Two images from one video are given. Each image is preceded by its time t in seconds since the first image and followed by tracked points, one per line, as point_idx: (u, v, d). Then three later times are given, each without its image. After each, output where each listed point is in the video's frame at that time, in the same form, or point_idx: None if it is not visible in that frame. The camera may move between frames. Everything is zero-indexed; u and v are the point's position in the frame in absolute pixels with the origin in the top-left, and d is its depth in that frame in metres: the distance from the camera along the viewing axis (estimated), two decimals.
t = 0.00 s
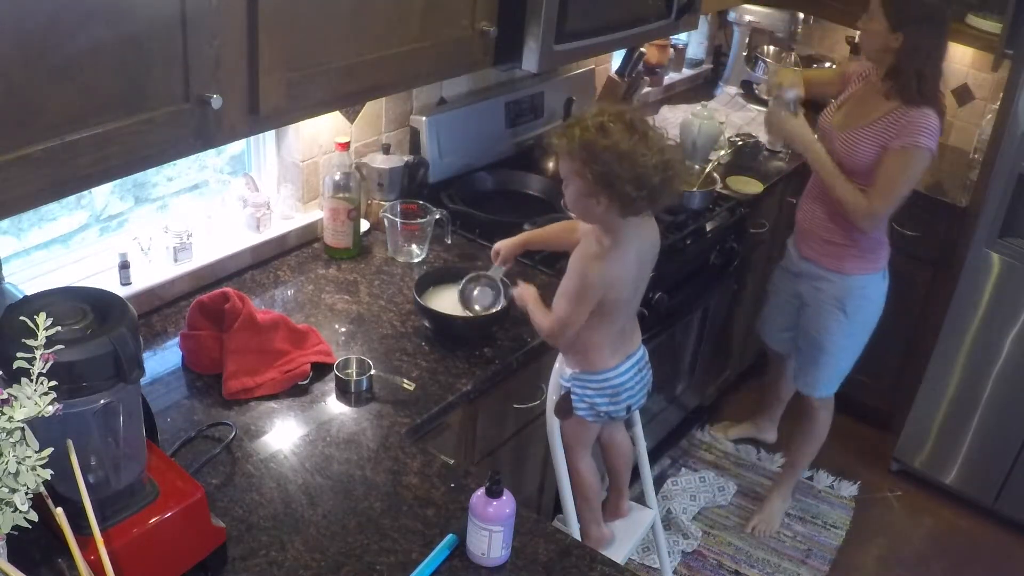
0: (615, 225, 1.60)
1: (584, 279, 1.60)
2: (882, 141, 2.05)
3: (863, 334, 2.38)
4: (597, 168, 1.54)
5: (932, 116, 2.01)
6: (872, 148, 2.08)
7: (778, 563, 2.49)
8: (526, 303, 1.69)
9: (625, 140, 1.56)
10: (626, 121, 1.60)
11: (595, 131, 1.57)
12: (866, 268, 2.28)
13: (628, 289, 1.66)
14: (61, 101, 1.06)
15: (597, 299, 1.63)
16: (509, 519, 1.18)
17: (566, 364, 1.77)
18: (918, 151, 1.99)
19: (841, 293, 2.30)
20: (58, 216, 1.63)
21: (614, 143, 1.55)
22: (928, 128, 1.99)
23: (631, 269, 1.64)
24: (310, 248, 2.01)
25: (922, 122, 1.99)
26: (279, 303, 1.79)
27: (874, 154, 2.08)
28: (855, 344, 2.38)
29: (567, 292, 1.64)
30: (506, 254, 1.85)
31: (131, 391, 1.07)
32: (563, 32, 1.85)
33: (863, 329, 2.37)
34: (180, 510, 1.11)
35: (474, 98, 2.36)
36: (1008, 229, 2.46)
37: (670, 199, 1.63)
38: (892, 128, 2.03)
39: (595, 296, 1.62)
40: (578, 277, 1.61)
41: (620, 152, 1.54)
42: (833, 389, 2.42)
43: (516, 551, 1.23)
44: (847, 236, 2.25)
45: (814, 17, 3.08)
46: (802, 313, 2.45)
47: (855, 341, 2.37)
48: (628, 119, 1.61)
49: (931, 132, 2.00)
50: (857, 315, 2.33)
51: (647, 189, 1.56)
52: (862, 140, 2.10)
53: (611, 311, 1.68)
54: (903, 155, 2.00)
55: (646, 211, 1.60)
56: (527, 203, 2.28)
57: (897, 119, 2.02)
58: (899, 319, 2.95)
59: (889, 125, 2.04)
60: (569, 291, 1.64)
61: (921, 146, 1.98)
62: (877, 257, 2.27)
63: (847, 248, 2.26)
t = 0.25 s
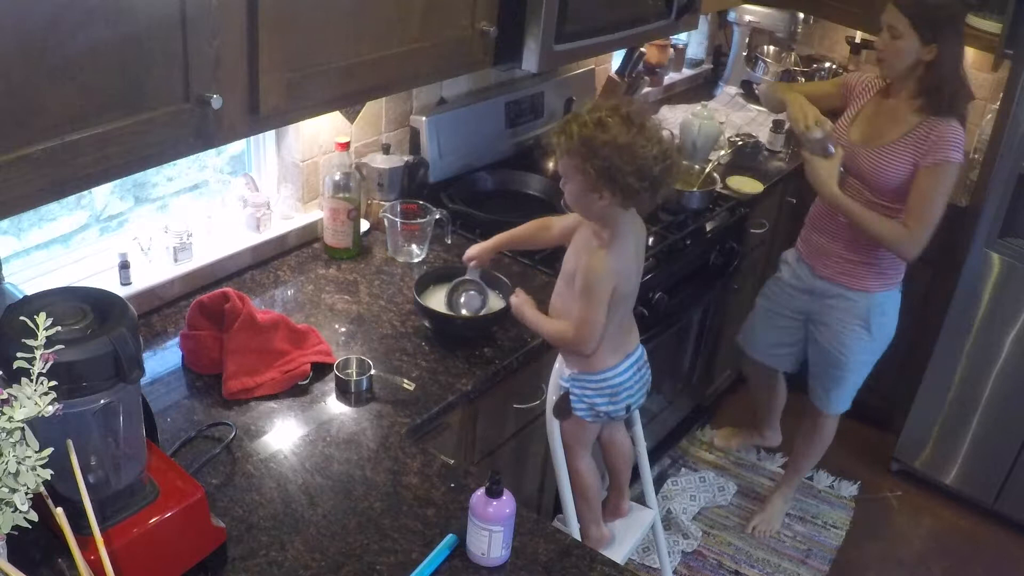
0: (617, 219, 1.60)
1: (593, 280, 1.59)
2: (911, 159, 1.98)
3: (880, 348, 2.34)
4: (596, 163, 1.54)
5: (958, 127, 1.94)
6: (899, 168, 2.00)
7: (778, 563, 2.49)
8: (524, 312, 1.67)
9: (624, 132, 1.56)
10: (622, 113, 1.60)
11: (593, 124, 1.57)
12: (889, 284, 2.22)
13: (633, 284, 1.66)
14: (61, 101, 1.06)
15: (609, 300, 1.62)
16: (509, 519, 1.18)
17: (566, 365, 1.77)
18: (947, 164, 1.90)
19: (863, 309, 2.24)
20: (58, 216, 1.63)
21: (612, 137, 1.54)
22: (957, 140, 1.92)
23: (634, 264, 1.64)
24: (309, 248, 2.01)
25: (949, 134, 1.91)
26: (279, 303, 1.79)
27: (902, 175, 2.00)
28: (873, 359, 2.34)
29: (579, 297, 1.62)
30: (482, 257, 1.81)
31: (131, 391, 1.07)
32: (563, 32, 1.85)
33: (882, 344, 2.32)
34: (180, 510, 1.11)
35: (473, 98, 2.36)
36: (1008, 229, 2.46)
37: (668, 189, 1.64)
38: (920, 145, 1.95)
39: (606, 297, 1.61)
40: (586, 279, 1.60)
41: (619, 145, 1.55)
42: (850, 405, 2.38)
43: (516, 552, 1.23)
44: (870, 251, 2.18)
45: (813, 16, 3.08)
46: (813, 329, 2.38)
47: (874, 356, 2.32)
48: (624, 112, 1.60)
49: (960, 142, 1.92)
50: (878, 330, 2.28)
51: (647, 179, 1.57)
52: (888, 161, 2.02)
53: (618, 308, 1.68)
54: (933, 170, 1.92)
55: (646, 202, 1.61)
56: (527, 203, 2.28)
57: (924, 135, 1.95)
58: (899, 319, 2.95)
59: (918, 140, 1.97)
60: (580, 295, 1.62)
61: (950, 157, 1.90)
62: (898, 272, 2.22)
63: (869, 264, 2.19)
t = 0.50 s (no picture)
0: (611, 210, 1.60)
1: (592, 275, 1.59)
2: (923, 172, 1.96)
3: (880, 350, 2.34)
4: (590, 156, 1.54)
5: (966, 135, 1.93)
6: (912, 181, 1.98)
7: (778, 563, 2.49)
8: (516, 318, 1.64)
9: (614, 122, 1.57)
10: (610, 107, 1.60)
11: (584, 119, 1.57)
12: (897, 289, 2.21)
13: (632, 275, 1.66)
14: (61, 100, 1.06)
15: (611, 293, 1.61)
16: (509, 519, 1.18)
17: (568, 363, 1.77)
18: (962, 175, 1.91)
19: (876, 315, 2.21)
20: (58, 216, 1.63)
21: (604, 129, 1.55)
22: (970, 150, 1.92)
23: (630, 254, 1.64)
24: (309, 248, 2.01)
25: (962, 145, 1.91)
26: (279, 303, 1.79)
27: (915, 188, 1.98)
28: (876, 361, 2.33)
29: (580, 295, 1.61)
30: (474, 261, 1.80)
31: (131, 391, 1.07)
32: (563, 32, 1.85)
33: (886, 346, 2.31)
34: (180, 510, 1.11)
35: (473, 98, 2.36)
36: (1008, 229, 2.46)
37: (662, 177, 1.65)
38: (934, 158, 1.94)
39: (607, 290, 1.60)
40: (586, 276, 1.59)
41: (611, 136, 1.55)
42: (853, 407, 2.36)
43: (516, 552, 1.23)
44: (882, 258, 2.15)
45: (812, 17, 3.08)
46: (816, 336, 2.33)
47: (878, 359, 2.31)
48: (611, 105, 1.60)
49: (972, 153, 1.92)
50: (887, 334, 2.26)
51: (642, 168, 1.57)
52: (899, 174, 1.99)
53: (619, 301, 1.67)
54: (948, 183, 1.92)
55: (642, 193, 1.61)
56: (527, 203, 2.28)
57: (935, 146, 1.94)
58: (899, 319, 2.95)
59: (931, 152, 1.95)
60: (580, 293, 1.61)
61: (965, 169, 1.91)
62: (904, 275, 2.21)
63: (881, 271, 2.16)
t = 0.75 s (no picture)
0: (602, 208, 1.60)
1: (590, 275, 1.59)
2: (923, 185, 1.92)
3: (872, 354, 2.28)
4: (578, 153, 1.54)
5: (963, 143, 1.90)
6: (912, 194, 1.93)
7: (778, 563, 2.49)
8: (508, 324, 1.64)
9: (602, 120, 1.57)
10: (598, 104, 1.60)
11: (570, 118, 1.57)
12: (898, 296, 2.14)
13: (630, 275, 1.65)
14: (61, 100, 1.06)
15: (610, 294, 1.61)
16: (509, 519, 1.18)
17: (568, 363, 1.77)
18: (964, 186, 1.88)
19: (878, 324, 2.14)
20: (58, 216, 1.63)
21: (591, 127, 1.55)
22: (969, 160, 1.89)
23: (626, 251, 1.64)
24: (309, 248, 2.01)
25: (962, 156, 1.88)
26: (279, 303, 1.79)
27: (915, 200, 1.94)
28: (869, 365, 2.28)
29: (579, 297, 1.61)
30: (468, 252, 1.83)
31: (131, 391, 1.07)
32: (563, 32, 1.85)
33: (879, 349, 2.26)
34: (180, 510, 1.11)
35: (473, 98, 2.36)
36: (1008, 229, 2.46)
37: (653, 172, 1.65)
38: (935, 171, 1.90)
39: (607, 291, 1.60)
40: (584, 276, 1.59)
41: (598, 132, 1.55)
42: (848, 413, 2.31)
43: (516, 552, 1.23)
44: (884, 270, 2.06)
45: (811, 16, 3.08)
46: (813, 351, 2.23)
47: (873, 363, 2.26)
48: (599, 102, 1.60)
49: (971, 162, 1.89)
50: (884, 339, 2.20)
51: (631, 163, 1.57)
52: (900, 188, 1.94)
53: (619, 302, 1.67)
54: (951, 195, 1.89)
55: (630, 190, 1.61)
56: (527, 203, 2.28)
57: (935, 158, 1.89)
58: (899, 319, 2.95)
59: (930, 162, 1.90)
60: (580, 294, 1.61)
61: (966, 179, 1.88)
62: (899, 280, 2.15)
63: (884, 281, 2.08)
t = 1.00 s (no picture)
0: (595, 210, 1.60)
1: (585, 277, 1.59)
2: (907, 197, 1.83)
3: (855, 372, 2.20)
4: (567, 156, 1.54)
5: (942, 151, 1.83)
6: (896, 207, 1.84)
7: (778, 563, 2.49)
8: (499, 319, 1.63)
9: (590, 121, 1.56)
10: (588, 106, 1.59)
11: (558, 120, 1.57)
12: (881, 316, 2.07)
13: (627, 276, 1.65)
14: (62, 100, 1.06)
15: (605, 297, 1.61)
16: (509, 519, 1.18)
17: (566, 363, 1.77)
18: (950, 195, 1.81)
19: (862, 346, 2.06)
20: (58, 216, 1.62)
21: (579, 130, 1.54)
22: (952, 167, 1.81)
23: (621, 254, 1.63)
24: (309, 248, 2.01)
25: (945, 163, 1.80)
26: (279, 303, 1.79)
27: (899, 213, 1.85)
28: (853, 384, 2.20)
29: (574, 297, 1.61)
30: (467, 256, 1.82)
31: (131, 391, 1.07)
32: (563, 33, 1.85)
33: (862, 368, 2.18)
34: (180, 509, 1.11)
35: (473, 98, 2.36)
36: (1008, 229, 2.46)
37: (646, 173, 1.64)
38: (918, 182, 1.81)
39: (602, 293, 1.60)
40: (579, 277, 1.59)
41: (586, 134, 1.54)
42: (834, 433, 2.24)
43: (516, 552, 1.23)
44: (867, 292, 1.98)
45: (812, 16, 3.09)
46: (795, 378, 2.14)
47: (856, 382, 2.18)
48: (588, 104, 1.60)
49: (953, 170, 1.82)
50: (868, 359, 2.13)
51: (620, 164, 1.56)
52: (884, 202, 1.85)
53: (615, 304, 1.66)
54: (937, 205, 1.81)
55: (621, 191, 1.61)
56: (526, 203, 2.28)
57: (918, 168, 1.82)
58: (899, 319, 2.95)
59: (913, 173, 1.82)
60: (575, 295, 1.61)
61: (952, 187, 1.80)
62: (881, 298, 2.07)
63: (867, 304, 1.99)
